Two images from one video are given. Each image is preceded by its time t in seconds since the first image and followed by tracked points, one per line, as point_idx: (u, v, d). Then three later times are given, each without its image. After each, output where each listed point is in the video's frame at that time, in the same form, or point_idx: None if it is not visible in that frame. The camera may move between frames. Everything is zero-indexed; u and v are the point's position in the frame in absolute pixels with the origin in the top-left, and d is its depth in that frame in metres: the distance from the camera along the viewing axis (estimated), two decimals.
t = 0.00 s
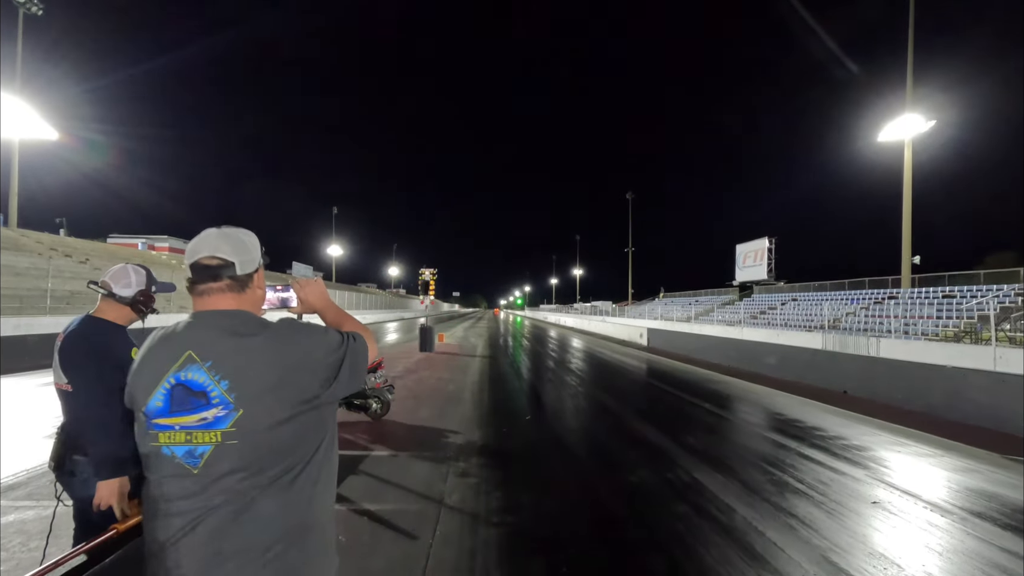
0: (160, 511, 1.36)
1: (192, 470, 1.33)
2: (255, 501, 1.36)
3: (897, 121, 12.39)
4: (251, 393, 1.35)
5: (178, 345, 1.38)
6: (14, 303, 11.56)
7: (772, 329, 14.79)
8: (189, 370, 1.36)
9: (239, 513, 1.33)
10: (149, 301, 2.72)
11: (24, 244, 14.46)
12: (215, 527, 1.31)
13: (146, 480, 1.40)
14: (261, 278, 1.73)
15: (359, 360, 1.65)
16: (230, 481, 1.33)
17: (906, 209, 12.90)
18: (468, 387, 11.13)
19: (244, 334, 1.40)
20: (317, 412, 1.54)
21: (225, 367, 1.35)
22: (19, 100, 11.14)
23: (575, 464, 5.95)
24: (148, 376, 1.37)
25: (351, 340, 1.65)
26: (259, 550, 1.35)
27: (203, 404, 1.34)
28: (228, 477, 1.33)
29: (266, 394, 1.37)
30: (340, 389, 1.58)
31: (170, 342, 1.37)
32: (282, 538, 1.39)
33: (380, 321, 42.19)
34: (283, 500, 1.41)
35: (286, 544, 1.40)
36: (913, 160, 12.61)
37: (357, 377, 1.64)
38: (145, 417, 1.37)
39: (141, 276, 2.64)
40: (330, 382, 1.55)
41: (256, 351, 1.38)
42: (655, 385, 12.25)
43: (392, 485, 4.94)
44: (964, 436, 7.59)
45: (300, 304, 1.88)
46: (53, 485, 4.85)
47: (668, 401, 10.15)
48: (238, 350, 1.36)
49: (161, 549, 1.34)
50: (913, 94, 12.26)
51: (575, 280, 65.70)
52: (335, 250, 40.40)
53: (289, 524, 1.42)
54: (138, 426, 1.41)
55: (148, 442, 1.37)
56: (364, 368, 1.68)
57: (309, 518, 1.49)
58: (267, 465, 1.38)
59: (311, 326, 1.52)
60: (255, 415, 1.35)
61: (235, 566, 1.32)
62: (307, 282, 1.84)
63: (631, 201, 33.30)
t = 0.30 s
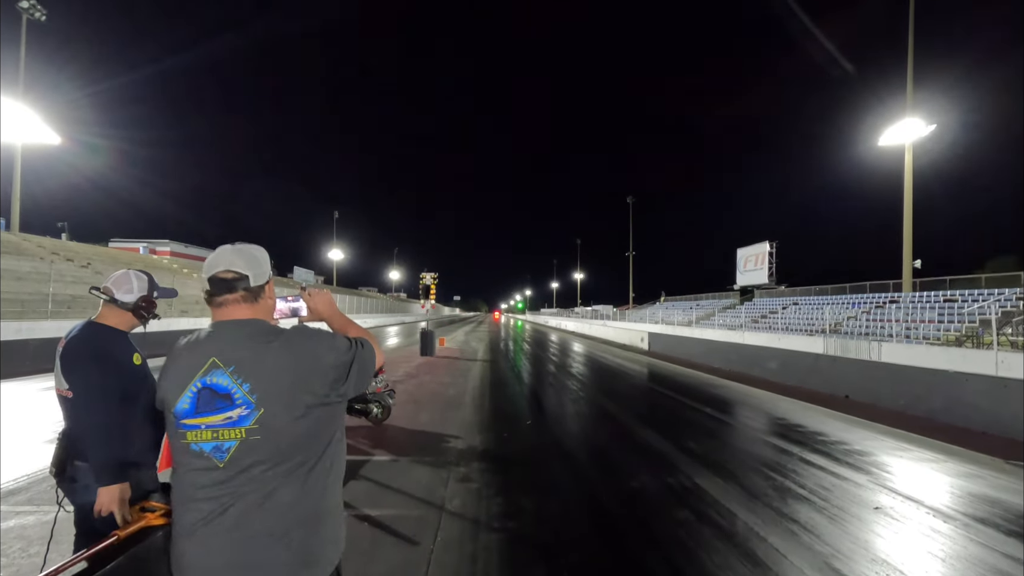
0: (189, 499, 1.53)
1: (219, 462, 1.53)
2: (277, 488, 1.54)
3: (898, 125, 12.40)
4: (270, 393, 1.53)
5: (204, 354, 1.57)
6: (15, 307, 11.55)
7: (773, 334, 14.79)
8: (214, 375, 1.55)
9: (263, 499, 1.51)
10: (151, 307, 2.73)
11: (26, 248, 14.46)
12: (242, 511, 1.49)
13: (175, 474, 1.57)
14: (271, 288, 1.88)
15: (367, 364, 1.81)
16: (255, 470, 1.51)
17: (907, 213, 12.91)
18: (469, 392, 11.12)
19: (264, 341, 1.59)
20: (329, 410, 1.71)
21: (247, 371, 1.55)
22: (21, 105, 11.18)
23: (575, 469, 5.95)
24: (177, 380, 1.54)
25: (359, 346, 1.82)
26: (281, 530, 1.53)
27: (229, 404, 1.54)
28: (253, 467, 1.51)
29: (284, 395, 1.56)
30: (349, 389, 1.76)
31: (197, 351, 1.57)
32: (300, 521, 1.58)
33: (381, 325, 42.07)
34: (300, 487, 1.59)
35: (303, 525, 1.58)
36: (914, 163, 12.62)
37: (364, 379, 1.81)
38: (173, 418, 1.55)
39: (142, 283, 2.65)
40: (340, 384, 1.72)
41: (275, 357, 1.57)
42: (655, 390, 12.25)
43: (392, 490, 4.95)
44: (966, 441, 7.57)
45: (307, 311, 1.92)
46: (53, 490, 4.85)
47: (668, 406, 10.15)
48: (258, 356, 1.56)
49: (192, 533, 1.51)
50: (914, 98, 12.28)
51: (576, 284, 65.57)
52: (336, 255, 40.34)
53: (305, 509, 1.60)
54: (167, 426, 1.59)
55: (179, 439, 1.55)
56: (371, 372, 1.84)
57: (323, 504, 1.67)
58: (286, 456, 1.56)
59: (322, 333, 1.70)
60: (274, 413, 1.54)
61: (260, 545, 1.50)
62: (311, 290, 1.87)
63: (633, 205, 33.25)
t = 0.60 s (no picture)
0: (206, 485, 1.61)
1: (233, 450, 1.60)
2: (287, 474, 1.61)
3: (898, 128, 12.41)
4: (282, 386, 1.61)
5: (222, 349, 1.66)
6: (17, 309, 11.58)
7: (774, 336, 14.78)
8: (231, 369, 1.64)
9: (274, 485, 1.58)
10: (152, 311, 2.74)
11: (27, 251, 14.49)
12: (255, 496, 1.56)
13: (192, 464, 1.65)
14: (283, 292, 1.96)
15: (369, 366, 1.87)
16: (267, 458, 1.58)
17: (908, 215, 12.91)
18: (470, 394, 11.12)
19: (278, 337, 1.68)
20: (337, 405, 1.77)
21: (261, 365, 1.63)
22: (24, 109, 11.19)
23: (576, 472, 5.95)
24: (197, 374, 1.64)
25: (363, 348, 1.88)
26: (292, 517, 1.59)
27: (244, 396, 1.62)
28: (265, 455, 1.58)
29: (295, 387, 1.63)
30: (356, 387, 1.82)
31: (216, 346, 1.66)
32: (309, 509, 1.63)
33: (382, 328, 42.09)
34: (309, 476, 1.65)
35: (312, 513, 1.64)
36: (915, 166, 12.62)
37: (369, 379, 1.87)
38: (192, 408, 1.63)
39: (144, 287, 2.66)
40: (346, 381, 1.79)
41: (287, 352, 1.65)
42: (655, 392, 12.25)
43: (393, 493, 4.95)
44: (968, 444, 7.55)
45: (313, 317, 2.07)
46: (55, 493, 4.85)
47: (668, 409, 10.14)
48: (272, 351, 1.64)
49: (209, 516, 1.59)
50: (914, 101, 12.30)
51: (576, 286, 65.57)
52: (337, 257, 40.38)
53: (314, 497, 1.66)
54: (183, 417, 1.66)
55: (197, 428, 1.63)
56: (375, 373, 1.90)
57: (331, 495, 1.73)
58: (297, 445, 1.62)
59: (329, 333, 1.76)
60: (286, 404, 1.61)
61: (271, 529, 1.56)
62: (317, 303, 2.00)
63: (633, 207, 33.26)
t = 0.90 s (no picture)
0: (242, 470, 1.72)
1: (267, 439, 1.71)
2: (318, 461, 1.72)
3: (899, 126, 12.40)
4: (315, 380, 1.73)
5: (258, 347, 1.76)
6: (18, 308, 11.59)
7: (775, 335, 14.79)
8: (267, 365, 1.74)
9: (306, 470, 1.70)
10: (154, 311, 2.75)
11: (29, 250, 14.50)
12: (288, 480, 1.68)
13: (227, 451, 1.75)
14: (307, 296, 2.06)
15: (385, 366, 2.02)
16: (301, 445, 1.70)
17: (909, 215, 12.90)
18: (471, 393, 11.13)
19: (312, 337, 1.80)
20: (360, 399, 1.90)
21: (296, 361, 1.73)
22: (25, 108, 11.19)
23: (576, 470, 5.96)
24: (235, 369, 1.73)
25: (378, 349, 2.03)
26: (320, 500, 1.71)
27: (279, 389, 1.72)
28: (298, 443, 1.70)
29: (328, 381, 1.75)
30: (377, 385, 1.96)
31: (253, 345, 1.76)
32: (335, 493, 1.76)
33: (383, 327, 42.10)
34: (337, 465, 1.78)
35: (337, 497, 1.76)
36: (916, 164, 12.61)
37: (385, 377, 2.01)
38: (229, 400, 1.73)
39: (146, 285, 2.67)
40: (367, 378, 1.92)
41: (320, 349, 1.77)
42: (656, 391, 12.27)
43: (394, 491, 4.95)
44: (969, 443, 7.55)
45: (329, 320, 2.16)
46: (57, 491, 4.86)
47: (669, 407, 10.15)
48: (307, 349, 1.76)
49: (244, 498, 1.70)
50: (915, 100, 12.28)
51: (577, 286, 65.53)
52: (338, 256, 40.40)
53: (339, 483, 1.79)
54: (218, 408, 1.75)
55: (233, 419, 1.73)
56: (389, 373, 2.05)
57: (352, 481, 1.86)
58: (327, 435, 1.74)
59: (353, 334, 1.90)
60: (320, 397, 1.73)
61: (302, 512, 1.67)
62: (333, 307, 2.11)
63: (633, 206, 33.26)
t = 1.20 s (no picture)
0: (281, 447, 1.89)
1: (309, 419, 1.89)
2: (355, 438, 1.93)
3: (899, 122, 12.40)
4: (355, 368, 1.93)
5: (301, 336, 1.95)
6: (17, 305, 11.60)
7: (774, 331, 14.84)
8: (311, 352, 1.93)
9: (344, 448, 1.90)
10: (153, 305, 2.76)
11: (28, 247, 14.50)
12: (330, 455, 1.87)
13: (267, 430, 1.92)
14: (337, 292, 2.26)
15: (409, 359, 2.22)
16: (340, 424, 1.90)
17: (908, 211, 12.92)
18: (471, 389, 11.18)
19: (350, 329, 2.01)
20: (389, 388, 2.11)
21: (338, 349, 1.93)
22: (23, 105, 11.15)
23: (576, 465, 6.00)
24: (280, 354, 1.90)
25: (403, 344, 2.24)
26: (354, 472, 1.91)
27: (322, 372, 1.91)
28: (338, 422, 1.90)
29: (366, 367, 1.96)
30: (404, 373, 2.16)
31: (297, 333, 1.95)
32: (366, 469, 1.95)
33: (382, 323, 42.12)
34: (371, 442, 1.98)
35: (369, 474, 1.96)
36: (915, 160, 12.61)
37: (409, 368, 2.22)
38: (275, 383, 1.90)
39: (143, 281, 2.66)
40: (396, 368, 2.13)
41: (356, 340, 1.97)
42: (656, 387, 12.32)
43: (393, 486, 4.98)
44: (967, 438, 7.57)
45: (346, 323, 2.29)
46: (57, 488, 4.87)
47: (668, 403, 10.18)
48: (347, 338, 1.97)
49: (286, 473, 1.86)
50: (914, 96, 12.27)
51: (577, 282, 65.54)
52: (337, 253, 40.35)
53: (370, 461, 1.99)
54: (262, 391, 1.91)
55: (277, 401, 1.89)
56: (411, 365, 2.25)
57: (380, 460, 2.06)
58: (363, 414, 1.95)
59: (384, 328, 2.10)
60: (359, 380, 1.93)
61: (339, 484, 1.87)
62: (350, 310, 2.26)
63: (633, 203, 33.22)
